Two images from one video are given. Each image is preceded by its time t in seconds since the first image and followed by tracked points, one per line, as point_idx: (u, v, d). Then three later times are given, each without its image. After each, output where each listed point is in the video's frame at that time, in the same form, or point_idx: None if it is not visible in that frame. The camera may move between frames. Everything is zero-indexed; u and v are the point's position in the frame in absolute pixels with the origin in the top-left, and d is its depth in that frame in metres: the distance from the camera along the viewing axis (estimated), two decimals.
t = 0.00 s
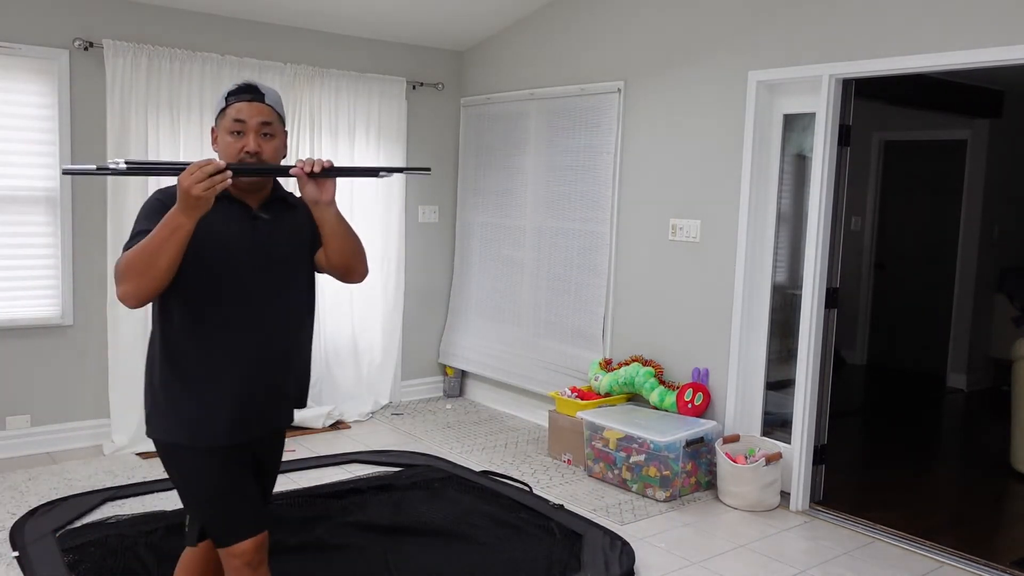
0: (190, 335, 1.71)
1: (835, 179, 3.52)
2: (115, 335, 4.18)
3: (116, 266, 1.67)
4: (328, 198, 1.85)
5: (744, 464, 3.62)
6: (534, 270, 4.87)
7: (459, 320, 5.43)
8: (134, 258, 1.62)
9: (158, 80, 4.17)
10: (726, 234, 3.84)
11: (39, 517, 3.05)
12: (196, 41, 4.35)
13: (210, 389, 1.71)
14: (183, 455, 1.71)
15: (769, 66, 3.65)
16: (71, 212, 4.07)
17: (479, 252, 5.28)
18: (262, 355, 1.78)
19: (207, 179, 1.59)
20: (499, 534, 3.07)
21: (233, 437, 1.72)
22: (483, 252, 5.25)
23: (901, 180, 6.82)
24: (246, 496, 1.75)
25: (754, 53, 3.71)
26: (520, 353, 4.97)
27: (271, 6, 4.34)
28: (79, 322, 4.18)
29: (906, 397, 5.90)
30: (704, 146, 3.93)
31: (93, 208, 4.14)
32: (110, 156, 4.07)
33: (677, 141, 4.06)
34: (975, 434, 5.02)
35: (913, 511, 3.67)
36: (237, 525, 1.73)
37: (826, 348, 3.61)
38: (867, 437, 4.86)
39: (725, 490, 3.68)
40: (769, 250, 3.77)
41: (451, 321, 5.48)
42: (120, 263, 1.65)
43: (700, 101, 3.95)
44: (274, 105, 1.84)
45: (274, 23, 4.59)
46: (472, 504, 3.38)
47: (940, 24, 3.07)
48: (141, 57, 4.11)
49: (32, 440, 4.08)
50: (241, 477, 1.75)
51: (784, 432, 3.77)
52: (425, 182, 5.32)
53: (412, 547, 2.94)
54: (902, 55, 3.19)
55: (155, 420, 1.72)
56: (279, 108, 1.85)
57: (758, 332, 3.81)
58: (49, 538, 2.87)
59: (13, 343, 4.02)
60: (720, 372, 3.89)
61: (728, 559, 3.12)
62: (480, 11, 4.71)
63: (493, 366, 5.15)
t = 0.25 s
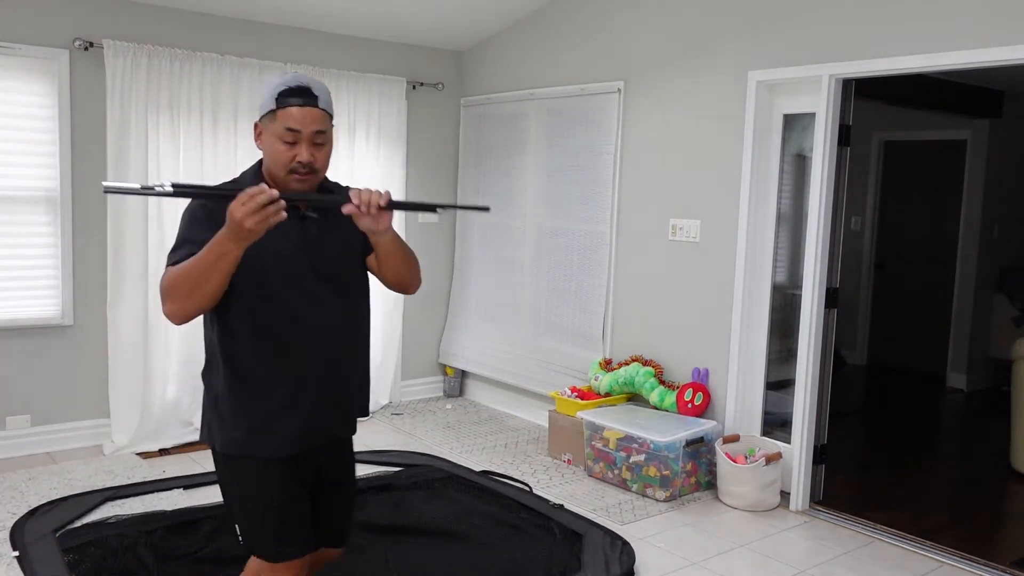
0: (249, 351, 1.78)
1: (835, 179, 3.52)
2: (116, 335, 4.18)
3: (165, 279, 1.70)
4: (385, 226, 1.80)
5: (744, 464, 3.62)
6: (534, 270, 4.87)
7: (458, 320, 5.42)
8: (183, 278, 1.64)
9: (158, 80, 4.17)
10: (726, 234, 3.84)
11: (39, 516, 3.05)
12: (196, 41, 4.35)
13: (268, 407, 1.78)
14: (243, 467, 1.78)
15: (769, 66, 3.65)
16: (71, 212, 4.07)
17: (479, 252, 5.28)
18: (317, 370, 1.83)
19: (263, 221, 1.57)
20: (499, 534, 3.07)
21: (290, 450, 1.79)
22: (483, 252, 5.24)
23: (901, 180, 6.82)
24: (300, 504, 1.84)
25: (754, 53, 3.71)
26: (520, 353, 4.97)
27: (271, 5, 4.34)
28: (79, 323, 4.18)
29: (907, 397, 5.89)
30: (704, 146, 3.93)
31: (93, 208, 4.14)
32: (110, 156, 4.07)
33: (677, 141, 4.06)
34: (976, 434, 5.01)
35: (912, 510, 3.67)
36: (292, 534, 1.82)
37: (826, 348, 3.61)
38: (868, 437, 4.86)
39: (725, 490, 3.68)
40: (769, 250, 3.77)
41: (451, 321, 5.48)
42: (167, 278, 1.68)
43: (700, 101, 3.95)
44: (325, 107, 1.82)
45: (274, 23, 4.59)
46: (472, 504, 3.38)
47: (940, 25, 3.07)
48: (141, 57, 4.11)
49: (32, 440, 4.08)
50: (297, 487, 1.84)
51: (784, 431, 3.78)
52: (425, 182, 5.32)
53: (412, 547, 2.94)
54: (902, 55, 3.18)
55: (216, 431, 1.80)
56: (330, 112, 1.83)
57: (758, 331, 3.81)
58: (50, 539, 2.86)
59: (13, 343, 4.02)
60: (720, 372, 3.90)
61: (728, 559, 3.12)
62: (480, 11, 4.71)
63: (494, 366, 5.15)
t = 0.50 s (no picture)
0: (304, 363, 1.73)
1: (835, 179, 3.52)
2: (116, 336, 4.18)
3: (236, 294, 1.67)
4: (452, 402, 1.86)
5: (744, 464, 3.62)
6: (534, 270, 4.87)
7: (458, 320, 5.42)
8: (269, 354, 1.65)
9: (158, 80, 4.17)
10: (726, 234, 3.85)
11: (39, 516, 3.05)
12: (195, 41, 4.35)
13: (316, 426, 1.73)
14: (279, 476, 1.75)
15: (769, 65, 3.65)
16: (71, 212, 4.08)
17: (479, 252, 5.28)
18: (368, 391, 1.78)
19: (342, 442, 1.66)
20: (499, 535, 3.08)
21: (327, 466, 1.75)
22: (483, 252, 5.25)
23: (901, 180, 6.82)
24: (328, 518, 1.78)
25: (755, 53, 3.71)
26: (520, 352, 4.97)
27: (271, 5, 4.34)
28: (79, 323, 4.18)
29: (907, 397, 5.89)
30: (705, 146, 3.93)
31: (93, 208, 4.14)
32: (110, 156, 4.07)
33: (677, 141, 4.06)
34: (976, 434, 5.01)
35: (912, 510, 3.67)
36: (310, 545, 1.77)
37: (826, 348, 3.61)
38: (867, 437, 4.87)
39: (725, 490, 3.68)
40: (769, 250, 3.77)
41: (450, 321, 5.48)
42: (257, 313, 1.66)
43: (700, 101, 3.95)
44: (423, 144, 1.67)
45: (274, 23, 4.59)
46: (472, 504, 3.39)
47: (940, 26, 3.08)
48: (141, 57, 4.11)
49: (32, 439, 4.08)
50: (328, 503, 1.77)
51: (784, 432, 3.78)
52: (424, 182, 5.32)
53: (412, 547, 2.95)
54: (902, 55, 3.18)
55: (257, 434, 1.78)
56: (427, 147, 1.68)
57: (758, 331, 3.81)
58: (50, 539, 2.86)
59: (13, 343, 4.02)
60: (720, 372, 3.90)
61: (728, 559, 3.12)
62: (480, 11, 4.71)
63: (494, 366, 5.15)
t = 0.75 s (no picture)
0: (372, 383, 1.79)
1: (835, 179, 3.52)
2: (115, 336, 4.18)
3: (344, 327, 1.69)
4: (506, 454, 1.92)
5: (744, 464, 3.62)
6: (534, 270, 4.87)
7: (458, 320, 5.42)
8: (371, 407, 1.70)
9: (158, 80, 4.17)
10: (726, 234, 3.85)
11: (40, 516, 3.05)
12: (195, 41, 4.34)
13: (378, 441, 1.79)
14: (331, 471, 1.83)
15: (769, 65, 3.65)
16: (70, 212, 4.07)
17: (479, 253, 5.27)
18: (427, 413, 1.84)
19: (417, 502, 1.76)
20: (499, 535, 3.08)
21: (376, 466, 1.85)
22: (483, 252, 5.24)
23: (901, 179, 6.82)
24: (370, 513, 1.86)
25: (754, 53, 3.71)
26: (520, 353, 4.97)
27: (270, 5, 4.34)
28: (79, 323, 4.18)
29: (906, 397, 5.89)
30: (705, 146, 3.94)
31: (93, 208, 4.14)
32: (110, 155, 4.07)
33: (677, 141, 4.06)
34: (976, 434, 5.01)
35: (912, 510, 3.67)
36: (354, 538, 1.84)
37: (826, 348, 3.61)
38: (868, 437, 4.87)
39: (725, 490, 3.68)
40: (769, 250, 3.77)
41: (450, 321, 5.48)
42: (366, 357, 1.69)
43: (700, 101, 3.95)
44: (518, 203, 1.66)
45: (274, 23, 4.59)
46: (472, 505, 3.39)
47: (940, 26, 3.08)
48: (141, 57, 4.11)
49: (32, 440, 4.08)
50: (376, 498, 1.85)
51: (784, 432, 3.78)
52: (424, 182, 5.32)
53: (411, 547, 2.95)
54: (902, 55, 3.18)
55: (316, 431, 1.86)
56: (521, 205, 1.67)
57: (758, 331, 3.81)
58: (49, 539, 2.86)
59: (13, 343, 4.02)
60: (720, 372, 3.90)
61: (728, 559, 3.12)
62: (480, 11, 4.71)
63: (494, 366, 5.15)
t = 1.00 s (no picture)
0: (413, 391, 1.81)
1: (835, 179, 3.52)
2: (115, 336, 4.18)
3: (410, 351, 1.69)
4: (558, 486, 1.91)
5: (744, 464, 3.62)
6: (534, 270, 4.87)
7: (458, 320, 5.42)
8: (430, 435, 1.71)
9: (158, 80, 4.17)
10: (726, 234, 3.85)
11: (40, 516, 3.05)
12: (195, 41, 4.34)
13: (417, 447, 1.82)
14: (352, 460, 1.88)
15: (769, 65, 3.65)
16: (70, 212, 4.07)
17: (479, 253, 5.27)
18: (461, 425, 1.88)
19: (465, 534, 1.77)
20: (499, 534, 3.08)
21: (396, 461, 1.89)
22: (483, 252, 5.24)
23: (901, 180, 6.82)
24: (380, 503, 1.92)
25: (754, 53, 3.71)
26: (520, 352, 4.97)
27: (270, 5, 4.34)
28: (79, 323, 4.18)
29: (907, 397, 5.89)
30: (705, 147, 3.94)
31: (92, 208, 4.14)
32: (110, 155, 4.07)
33: (677, 141, 4.06)
34: (976, 434, 5.01)
35: (912, 510, 3.67)
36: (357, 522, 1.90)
37: (826, 348, 3.61)
38: (868, 437, 4.87)
39: (725, 490, 3.68)
40: (769, 250, 3.77)
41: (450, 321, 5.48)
42: (432, 386, 1.69)
43: (700, 102, 3.95)
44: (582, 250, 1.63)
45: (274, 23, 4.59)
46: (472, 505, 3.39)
47: (940, 26, 3.08)
48: (141, 57, 4.11)
49: (33, 440, 4.08)
50: (389, 489, 1.90)
51: (784, 432, 3.78)
52: (424, 182, 5.32)
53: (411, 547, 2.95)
54: (902, 55, 3.19)
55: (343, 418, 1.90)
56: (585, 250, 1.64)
57: (758, 331, 3.82)
58: (50, 539, 2.86)
59: (13, 343, 4.02)
60: (721, 372, 3.90)
61: (728, 559, 3.12)
62: (480, 11, 4.71)
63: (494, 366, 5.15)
